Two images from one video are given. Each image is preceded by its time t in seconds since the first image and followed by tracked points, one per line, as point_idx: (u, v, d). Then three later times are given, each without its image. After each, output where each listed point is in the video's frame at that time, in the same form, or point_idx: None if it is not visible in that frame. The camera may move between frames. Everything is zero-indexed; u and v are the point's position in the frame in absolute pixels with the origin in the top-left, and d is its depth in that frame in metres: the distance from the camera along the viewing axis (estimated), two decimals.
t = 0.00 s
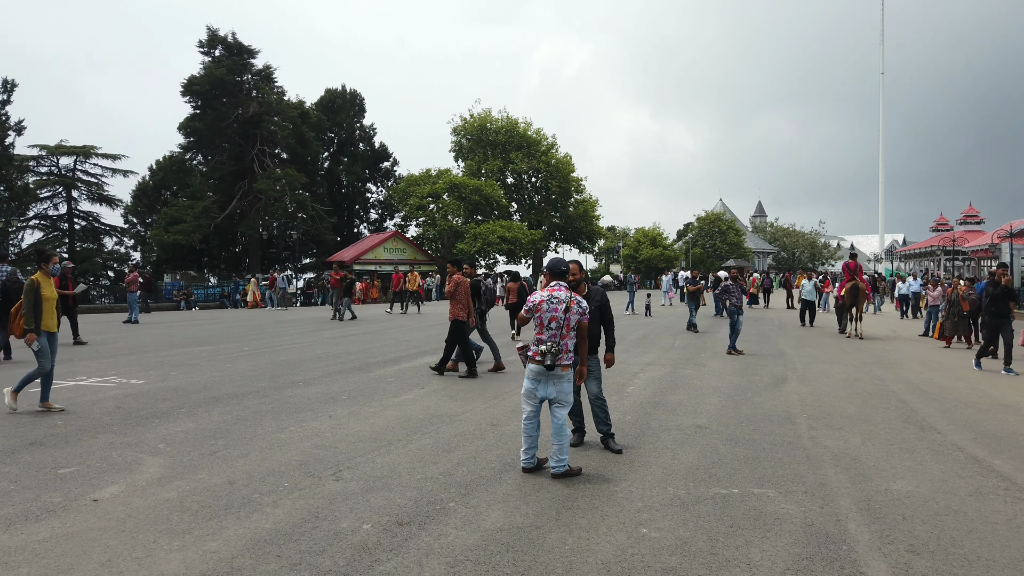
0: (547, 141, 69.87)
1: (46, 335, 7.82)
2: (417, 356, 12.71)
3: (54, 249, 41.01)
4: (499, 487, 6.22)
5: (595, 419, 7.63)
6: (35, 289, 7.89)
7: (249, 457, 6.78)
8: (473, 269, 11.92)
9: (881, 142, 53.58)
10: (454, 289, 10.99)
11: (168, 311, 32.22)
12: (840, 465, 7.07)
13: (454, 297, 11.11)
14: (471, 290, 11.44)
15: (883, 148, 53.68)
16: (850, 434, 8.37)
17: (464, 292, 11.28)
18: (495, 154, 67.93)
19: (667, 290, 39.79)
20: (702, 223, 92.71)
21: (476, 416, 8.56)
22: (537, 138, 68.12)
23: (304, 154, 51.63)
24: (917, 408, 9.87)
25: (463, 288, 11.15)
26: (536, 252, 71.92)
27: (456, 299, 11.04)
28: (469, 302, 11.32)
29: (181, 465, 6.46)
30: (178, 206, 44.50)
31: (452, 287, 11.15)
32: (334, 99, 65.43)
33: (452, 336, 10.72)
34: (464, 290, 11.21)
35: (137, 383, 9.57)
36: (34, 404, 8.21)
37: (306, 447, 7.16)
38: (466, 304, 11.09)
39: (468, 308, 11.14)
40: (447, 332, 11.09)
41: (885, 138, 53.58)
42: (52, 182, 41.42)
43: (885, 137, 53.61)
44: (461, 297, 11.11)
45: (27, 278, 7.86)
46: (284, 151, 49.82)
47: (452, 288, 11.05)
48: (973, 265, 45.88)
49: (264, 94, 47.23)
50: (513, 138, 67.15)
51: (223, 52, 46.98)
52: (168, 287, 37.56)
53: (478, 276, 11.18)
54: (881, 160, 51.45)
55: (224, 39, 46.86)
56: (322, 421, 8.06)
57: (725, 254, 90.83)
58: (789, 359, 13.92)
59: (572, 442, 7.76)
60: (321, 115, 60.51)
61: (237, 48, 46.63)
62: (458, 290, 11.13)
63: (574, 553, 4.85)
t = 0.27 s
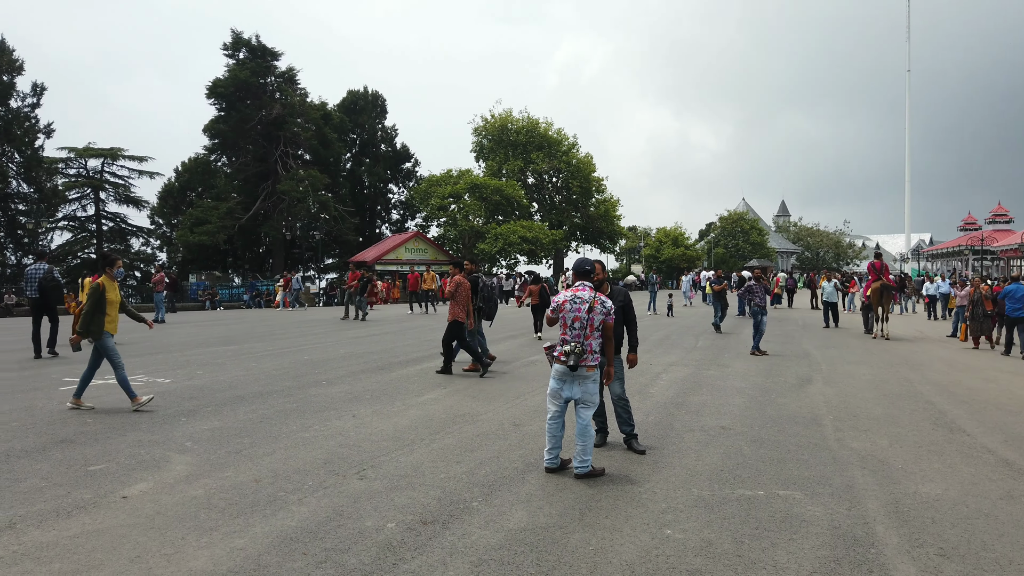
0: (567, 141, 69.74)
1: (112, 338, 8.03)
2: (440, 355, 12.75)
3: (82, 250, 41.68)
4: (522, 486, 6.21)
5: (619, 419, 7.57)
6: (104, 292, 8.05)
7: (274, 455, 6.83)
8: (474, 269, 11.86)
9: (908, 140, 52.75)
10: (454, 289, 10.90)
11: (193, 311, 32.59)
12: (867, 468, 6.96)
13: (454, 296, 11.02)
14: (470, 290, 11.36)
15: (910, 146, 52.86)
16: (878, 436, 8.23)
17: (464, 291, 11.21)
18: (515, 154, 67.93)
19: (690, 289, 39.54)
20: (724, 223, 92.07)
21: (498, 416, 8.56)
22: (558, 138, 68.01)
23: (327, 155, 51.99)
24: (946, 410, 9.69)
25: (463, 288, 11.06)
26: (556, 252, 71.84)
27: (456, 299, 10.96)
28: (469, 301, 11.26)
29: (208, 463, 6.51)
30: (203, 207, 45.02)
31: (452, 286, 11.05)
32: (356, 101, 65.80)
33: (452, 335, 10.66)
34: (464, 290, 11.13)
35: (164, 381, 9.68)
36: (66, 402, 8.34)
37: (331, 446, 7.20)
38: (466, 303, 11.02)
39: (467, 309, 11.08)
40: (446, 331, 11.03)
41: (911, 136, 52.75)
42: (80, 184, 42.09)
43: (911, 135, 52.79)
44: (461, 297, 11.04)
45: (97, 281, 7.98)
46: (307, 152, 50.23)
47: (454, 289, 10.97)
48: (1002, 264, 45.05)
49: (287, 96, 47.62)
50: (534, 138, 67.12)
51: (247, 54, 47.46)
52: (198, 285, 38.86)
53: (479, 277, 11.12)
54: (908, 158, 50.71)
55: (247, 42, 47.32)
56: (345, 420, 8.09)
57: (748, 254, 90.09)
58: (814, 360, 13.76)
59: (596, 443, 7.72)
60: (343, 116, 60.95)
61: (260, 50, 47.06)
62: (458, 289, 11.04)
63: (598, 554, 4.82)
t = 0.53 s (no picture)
0: (589, 141, 69.56)
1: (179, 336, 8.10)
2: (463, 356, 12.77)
3: (110, 251, 42.33)
4: (546, 487, 6.19)
5: (642, 420, 7.53)
6: (169, 291, 8.12)
7: (298, 454, 6.88)
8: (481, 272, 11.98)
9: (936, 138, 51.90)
10: (459, 289, 11.08)
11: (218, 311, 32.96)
12: (895, 471, 6.85)
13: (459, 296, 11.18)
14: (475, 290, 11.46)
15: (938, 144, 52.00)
16: (905, 439, 8.11)
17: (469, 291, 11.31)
18: (537, 154, 67.88)
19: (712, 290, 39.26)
20: (748, 223, 91.30)
21: (521, 416, 8.55)
22: (579, 138, 67.88)
23: (349, 156, 52.35)
24: (975, 413, 9.52)
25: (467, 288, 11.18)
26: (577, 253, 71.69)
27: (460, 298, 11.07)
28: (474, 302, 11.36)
29: (235, 462, 6.57)
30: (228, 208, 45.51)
31: (457, 285, 11.16)
32: (378, 102, 66.07)
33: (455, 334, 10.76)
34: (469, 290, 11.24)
35: (191, 380, 9.79)
36: (95, 400, 8.47)
37: (354, 446, 7.23)
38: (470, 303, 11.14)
39: (471, 308, 11.22)
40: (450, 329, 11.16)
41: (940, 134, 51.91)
42: (108, 186, 42.75)
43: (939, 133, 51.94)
44: (466, 296, 11.16)
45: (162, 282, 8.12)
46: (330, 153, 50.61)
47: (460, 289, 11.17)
48: None
49: (310, 97, 47.98)
50: (555, 138, 67.02)
51: (271, 57, 47.93)
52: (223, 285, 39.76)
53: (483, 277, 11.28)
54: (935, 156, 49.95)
55: (272, 44, 47.75)
56: (369, 420, 8.13)
57: (772, 254, 89.25)
58: (840, 361, 13.59)
59: (619, 443, 7.68)
60: (365, 117, 61.32)
61: (284, 53, 47.45)
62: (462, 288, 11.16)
63: (623, 555, 4.79)
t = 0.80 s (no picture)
0: (619, 140, 69.21)
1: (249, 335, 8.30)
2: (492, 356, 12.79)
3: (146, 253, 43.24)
4: (576, 489, 6.17)
5: (673, 422, 7.45)
6: (237, 291, 8.21)
7: (330, 453, 6.95)
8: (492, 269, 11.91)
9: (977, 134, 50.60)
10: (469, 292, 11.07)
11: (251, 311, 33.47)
12: (933, 476, 6.70)
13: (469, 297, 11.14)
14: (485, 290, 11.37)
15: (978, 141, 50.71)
16: (944, 443, 7.92)
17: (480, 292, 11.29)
18: (566, 154, 67.72)
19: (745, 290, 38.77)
20: (780, 222, 90.10)
21: (551, 417, 8.53)
22: (609, 138, 67.56)
23: (380, 157, 52.76)
24: (1017, 417, 9.26)
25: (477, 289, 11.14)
26: (607, 253, 71.36)
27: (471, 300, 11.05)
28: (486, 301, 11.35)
29: (268, 461, 6.65)
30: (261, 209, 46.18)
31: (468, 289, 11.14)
32: (408, 103, 66.40)
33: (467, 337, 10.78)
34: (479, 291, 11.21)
35: (225, 380, 9.96)
36: (133, 398, 8.64)
37: (385, 446, 7.28)
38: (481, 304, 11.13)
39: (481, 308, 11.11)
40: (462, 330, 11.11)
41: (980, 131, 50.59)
42: (145, 188, 43.61)
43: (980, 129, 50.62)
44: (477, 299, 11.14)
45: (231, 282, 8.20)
46: (361, 155, 51.07)
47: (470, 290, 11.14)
48: None
49: (342, 99, 48.45)
50: (585, 138, 66.81)
51: (303, 60, 48.52)
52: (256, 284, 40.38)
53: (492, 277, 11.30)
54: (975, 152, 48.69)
55: (304, 47, 48.31)
56: (400, 420, 8.18)
57: (806, 254, 87.94)
58: (875, 363, 13.34)
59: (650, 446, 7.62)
60: (396, 119, 61.77)
61: (316, 55, 47.96)
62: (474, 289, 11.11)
63: (654, 558, 4.75)
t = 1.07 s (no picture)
0: (654, 139, 68.67)
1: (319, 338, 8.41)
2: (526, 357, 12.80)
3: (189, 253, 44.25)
4: (610, 490, 6.13)
5: (709, 425, 7.36)
6: (311, 295, 8.31)
7: (365, 452, 7.02)
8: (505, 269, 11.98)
9: None
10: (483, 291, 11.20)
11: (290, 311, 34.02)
12: (979, 481, 6.50)
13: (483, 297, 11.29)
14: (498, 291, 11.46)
15: None
16: (991, 447, 7.68)
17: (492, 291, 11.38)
18: (601, 154, 67.42)
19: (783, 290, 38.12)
20: (820, 221, 88.43)
21: (584, 418, 8.51)
22: (644, 136, 67.07)
23: (415, 157, 53.19)
24: None
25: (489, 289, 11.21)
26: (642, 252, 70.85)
27: (483, 301, 11.13)
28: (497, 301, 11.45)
29: (305, 459, 6.75)
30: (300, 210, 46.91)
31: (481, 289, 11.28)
32: (443, 104, 66.82)
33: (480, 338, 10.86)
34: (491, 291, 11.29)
35: (264, 379, 10.14)
36: (174, 397, 8.85)
37: (419, 445, 7.33)
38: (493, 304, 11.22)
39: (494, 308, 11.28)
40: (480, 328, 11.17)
41: None
42: (187, 190, 44.62)
43: None
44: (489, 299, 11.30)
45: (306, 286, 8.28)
46: (397, 156, 51.53)
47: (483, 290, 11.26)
48: None
49: (378, 101, 48.93)
50: (620, 137, 66.44)
51: (340, 62, 49.14)
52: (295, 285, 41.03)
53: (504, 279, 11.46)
54: None
55: (340, 50, 48.93)
56: (434, 420, 8.23)
57: (846, 253, 86.17)
58: (919, 365, 13.01)
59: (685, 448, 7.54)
60: (431, 120, 62.14)
61: (352, 58, 48.54)
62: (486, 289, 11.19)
63: (689, 562, 4.70)
